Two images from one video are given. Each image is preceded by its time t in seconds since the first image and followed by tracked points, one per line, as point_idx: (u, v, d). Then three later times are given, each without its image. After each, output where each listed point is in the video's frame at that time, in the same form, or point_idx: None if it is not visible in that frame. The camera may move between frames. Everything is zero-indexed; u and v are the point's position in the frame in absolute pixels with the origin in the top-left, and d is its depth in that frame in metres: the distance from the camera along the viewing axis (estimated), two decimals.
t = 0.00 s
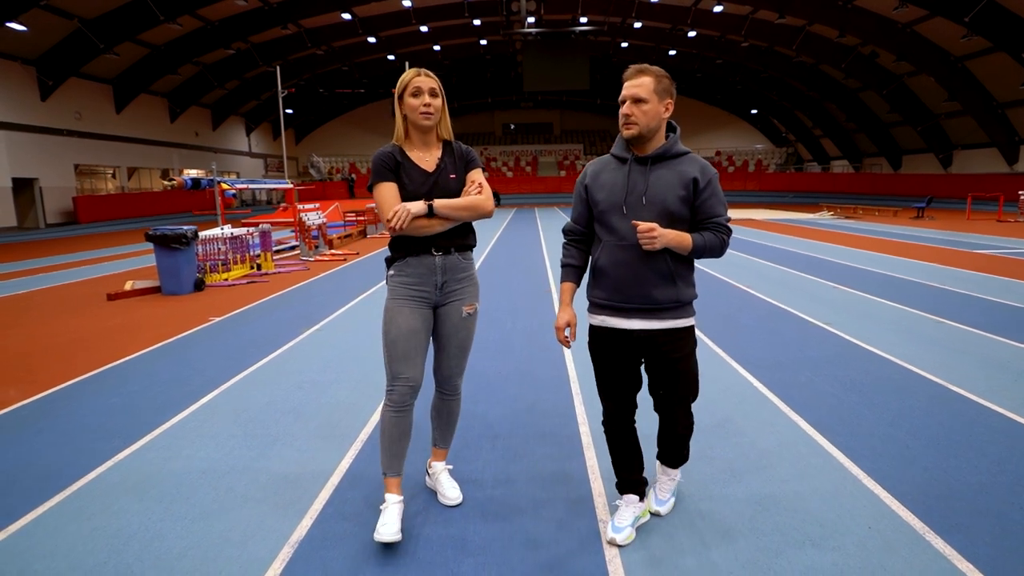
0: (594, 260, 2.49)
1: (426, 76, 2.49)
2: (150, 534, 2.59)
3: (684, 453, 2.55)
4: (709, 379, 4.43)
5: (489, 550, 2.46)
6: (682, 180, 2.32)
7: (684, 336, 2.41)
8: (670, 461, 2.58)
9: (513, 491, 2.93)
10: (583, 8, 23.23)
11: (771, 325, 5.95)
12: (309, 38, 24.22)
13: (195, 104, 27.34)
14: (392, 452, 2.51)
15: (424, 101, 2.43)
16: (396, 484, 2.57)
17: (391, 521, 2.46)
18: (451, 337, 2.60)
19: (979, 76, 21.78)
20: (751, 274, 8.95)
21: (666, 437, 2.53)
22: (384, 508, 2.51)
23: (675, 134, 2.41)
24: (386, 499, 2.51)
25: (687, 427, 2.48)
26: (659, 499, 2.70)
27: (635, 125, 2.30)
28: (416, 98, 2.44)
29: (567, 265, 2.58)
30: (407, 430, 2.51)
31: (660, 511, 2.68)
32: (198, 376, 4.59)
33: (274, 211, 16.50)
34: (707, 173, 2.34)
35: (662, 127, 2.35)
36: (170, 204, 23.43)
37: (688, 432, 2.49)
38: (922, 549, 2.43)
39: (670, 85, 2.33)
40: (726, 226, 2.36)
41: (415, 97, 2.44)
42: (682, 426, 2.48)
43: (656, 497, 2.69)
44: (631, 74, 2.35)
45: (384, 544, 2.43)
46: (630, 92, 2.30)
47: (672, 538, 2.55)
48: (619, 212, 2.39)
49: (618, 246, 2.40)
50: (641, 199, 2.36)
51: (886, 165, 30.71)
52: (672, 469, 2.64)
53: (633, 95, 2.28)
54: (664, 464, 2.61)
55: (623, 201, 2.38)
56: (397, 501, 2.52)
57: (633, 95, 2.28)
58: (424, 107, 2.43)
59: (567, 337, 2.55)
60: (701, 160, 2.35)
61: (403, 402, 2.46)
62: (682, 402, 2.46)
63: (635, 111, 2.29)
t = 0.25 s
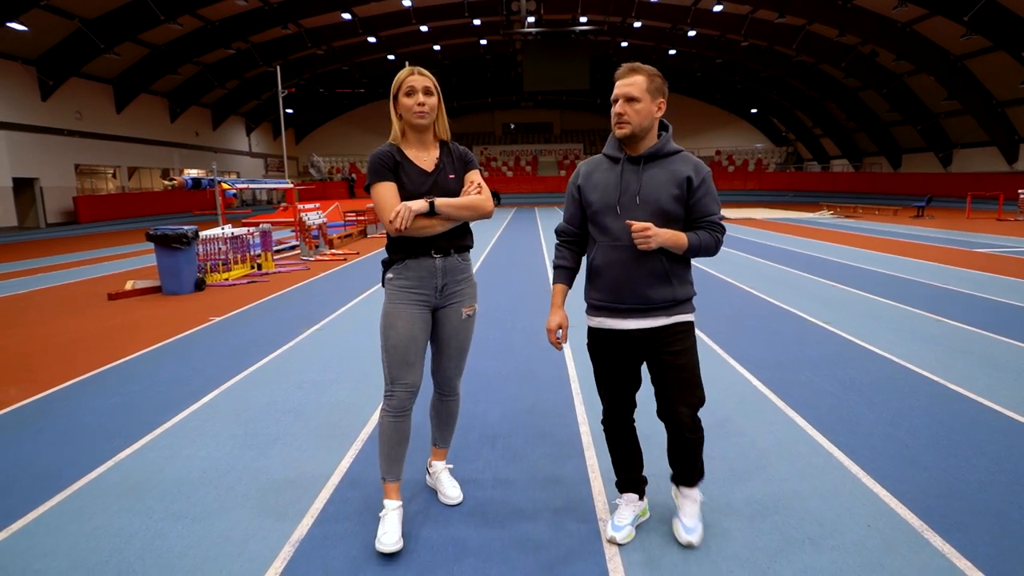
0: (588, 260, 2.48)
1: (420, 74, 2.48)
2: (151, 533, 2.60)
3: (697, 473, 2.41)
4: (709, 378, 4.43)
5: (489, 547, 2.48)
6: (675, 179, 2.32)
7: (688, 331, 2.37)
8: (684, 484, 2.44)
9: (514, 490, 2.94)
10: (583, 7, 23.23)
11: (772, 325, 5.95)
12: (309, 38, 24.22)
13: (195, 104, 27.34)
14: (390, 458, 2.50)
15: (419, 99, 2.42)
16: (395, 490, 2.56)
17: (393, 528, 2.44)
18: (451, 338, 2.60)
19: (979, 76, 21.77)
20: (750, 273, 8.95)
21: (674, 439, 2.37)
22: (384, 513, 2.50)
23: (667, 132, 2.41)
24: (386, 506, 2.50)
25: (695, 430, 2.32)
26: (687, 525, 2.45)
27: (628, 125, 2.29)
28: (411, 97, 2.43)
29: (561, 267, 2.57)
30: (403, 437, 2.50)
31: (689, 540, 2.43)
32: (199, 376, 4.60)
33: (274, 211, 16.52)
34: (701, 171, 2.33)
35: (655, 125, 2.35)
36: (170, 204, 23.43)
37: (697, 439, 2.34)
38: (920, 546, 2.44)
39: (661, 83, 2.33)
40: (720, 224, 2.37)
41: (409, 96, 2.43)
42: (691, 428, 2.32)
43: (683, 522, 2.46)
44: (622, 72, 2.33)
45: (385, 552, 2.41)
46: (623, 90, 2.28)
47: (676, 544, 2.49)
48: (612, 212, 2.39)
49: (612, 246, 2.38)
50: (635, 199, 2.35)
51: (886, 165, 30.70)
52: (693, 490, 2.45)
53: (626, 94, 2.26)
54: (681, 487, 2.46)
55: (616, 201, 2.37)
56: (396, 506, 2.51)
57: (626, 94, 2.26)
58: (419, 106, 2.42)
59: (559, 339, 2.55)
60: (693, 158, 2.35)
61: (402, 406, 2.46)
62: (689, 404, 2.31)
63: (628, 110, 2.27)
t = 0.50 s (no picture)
0: (588, 266, 2.44)
1: (416, 75, 2.46)
2: (153, 534, 2.60)
3: (712, 506, 2.23)
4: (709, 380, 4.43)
5: (489, 548, 2.49)
6: (675, 183, 2.26)
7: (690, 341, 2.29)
8: (705, 527, 2.25)
9: (514, 491, 2.95)
10: (583, 9, 23.30)
11: (771, 327, 5.95)
12: (310, 40, 24.26)
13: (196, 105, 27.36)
14: (388, 464, 2.49)
15: (414, 101, 2.40)
16: (395, 496, 2.54)
17: (394, 537, 2.42)
18: (446, 344, 2.59)
19: (979, 78, 21.80)
20: (750, 275, 8.95)
21: (684, 453, 2.22)
22: (386, 520, 2.48)
23: (666, 136, 2.36)
24: (387, 513, 2.49)
25: (702, 438, 2.20)
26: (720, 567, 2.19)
27: (627, 129, 2.25)
28: (406, 98, 2.41)
29: (560, 272, 2.55)
30: (401, 444, 2.49)
31: None
32: (200, 377, 4.60)
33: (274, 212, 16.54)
34: (701, 175, 2.28)
35: (654, 129, 2.30)
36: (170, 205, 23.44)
37: (710, 451, 2.20)
38: (918, 548, 2.44)
39: (660, 86, 2.29)
40: (721, 229, 2.30)
41: (405, 98, 2.41)
42: (702, 438, 2.20)
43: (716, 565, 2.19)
44: (621, 76, 2.30)
45: (387, 561, 2.38)
46: (621, 95, 2.25)
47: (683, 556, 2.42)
48: (612, 217, 2.35)
49: (612, 251, 2.34)
50: (634, 204, 2.30)
51: (885, 167, 30.73)
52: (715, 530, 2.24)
53: (624, 98, 2.22)
54: (701, 528, 2.27)
55: (614, 206, 2.33)
56: (397, 513, 2.50)
57: (624, 98, 2.22)
58: (414, 107, 2.41)
59: (558, 344, 2.53)
60: (693, 162, 2.29)
61: (398, 413, 2.45)
62: (696, 411, 2.22)
63: (626, 115, 2.23)
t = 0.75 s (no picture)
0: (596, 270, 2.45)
1: (410, 78, 2.43)
2: (158, 533, 2.60)
3: (708, 517, 2.23)
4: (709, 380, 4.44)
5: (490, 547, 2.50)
6: (681, 187, 2.21)
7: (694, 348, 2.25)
8: (699, 538, 2.24)
9: (515, 491, 2.95)
10: (583, 10, 23.33)
11: (772, 327, 5.95)
12: (310, 42, 24.28)
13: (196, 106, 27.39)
14: (387, 467, 2.49)
15: (406, 105, 2.39)
16: (398, 497, 2.55)
17: (396, 537, 2.43)
18: (441, 351, 2.55)
19: (979, 79, 21.81)
20: (750, 276, 8.95)
21: (682, 462, 2.21)
22: (388, 521, 2.48)
23: (677, 137, 2.32)
24: (390, 513, 2.50)
25: (704, 449, 2.19)
26: None
27: (631, 132, 2.24)
28: (398, 100, 2.38)
29: (571, 277, 2.56)
30: (399, 447, 2.49)
31: None
32: (203, 378, 4.61)
33: (275, 213, 16.54)
34: (709, 178, 2.22)
35: (661, 133, 2.28)
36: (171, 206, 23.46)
37: (711, 463, 2.18)
38: (916, 548, 2.45)
39: (667, 88, 2.25)
40: (733, 233, 2.23)
41: (397, 100, 2.39)
42: (702, 449, 2.19)
43: None
44: (628, 79, 2.29)
45: (389, 561, 2.39)
46: (625, 98, 2.24)
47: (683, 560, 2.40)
48: (618, 222, 2.34)
49: (618, 256, 2.33)
50: (640, 208, 2.28)
51: (885, 168, 30.75)
52: (712, 543, 2.23)
53: (628, 102, 2.22)
54: (696, 539, 2.26)
55: (621, 210, 2.32)
56: (400, 514, 2.50)
57: (628, 102, 2.22)
58: (406, 111, 2.39)
59: (571, 349, 2.53)
60: (701, 165, 2.24)
61: (394, 418, 2.43)
62: (697, 421, 2.20)
63: (630, 118, 2.23)
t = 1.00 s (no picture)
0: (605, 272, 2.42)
1: (399, 80, 2.36)
2: (160, 533, 2.61)
3: (709, 523, 2.22)
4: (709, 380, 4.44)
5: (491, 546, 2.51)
6: (690, 189, 2.17)
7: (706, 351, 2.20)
8: (698, 542, 2.24)
9: (514, 491, 2.96)
10: (583, 11, 23.38)
11: (771, 328, 5.96)
12: (310, 43, 24.32)
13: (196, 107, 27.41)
14: (385, 469, 2.49)
15: (395, 108, 2.33)
16: (400, 497, 2.56)
17: (398, 537, 2.44)
18: (434, 355, 2.53)
19: (979, 79, 21.81)
20: (750, 276, 8.95)
21: (687, 467, 2.20)
22: (390, 521, 2.50)
23: (689, 137, 2.28)
24: (391, 512, 2.51)
25: (710, 455, 2.18)
26: None
27: (638, 133, 2.21)
28: (387, 103, 2.33)
29: (581, 279, 2.54)
30: (396, 450, 2.48)
31: None
32: (204, 379, 4.61)
33: (275, 214, 16.55)
34: (720, 179, 2.16)
35: (671, 132, 2.23)
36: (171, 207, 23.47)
37: (716, 469, 2.17)
38: (914, 546, 2.46)
39: (677, 87, 2.21)
40: (745, 235, 2.16)
41: (385, 103, 2.33)
42: (707, 455, 2.17)
43: None
44: (637, 79, 2.26)
45: (391, 560, 2.41)
46: (632, 98, 2.21)
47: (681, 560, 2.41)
48: (627, 223, 2.31)
49: (627, 258, 2.30)
50: (648, 209, 2.24)
51: (885, 168, 30.74)
52: (710, 548, 2.23)
53: (636, 101, 2.19)
54: (695, 543, 2.26)
55: (629, 211, 2.29)
56: (401, 513, 2.51)
57: (635, 101, 2.19)
58: (394, 114, 2.33)
59: (580, 351, 2.52)
60: (712, 165, 2.19)
61: (388, 421, 2.42)
62: (704, 425, 2.18)
63: (637, 118, 2.20)
